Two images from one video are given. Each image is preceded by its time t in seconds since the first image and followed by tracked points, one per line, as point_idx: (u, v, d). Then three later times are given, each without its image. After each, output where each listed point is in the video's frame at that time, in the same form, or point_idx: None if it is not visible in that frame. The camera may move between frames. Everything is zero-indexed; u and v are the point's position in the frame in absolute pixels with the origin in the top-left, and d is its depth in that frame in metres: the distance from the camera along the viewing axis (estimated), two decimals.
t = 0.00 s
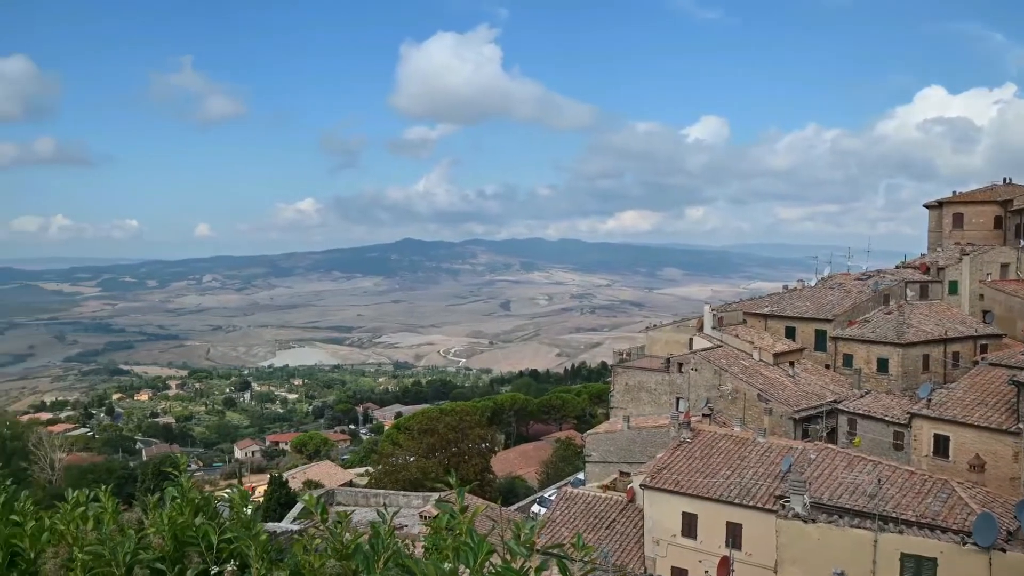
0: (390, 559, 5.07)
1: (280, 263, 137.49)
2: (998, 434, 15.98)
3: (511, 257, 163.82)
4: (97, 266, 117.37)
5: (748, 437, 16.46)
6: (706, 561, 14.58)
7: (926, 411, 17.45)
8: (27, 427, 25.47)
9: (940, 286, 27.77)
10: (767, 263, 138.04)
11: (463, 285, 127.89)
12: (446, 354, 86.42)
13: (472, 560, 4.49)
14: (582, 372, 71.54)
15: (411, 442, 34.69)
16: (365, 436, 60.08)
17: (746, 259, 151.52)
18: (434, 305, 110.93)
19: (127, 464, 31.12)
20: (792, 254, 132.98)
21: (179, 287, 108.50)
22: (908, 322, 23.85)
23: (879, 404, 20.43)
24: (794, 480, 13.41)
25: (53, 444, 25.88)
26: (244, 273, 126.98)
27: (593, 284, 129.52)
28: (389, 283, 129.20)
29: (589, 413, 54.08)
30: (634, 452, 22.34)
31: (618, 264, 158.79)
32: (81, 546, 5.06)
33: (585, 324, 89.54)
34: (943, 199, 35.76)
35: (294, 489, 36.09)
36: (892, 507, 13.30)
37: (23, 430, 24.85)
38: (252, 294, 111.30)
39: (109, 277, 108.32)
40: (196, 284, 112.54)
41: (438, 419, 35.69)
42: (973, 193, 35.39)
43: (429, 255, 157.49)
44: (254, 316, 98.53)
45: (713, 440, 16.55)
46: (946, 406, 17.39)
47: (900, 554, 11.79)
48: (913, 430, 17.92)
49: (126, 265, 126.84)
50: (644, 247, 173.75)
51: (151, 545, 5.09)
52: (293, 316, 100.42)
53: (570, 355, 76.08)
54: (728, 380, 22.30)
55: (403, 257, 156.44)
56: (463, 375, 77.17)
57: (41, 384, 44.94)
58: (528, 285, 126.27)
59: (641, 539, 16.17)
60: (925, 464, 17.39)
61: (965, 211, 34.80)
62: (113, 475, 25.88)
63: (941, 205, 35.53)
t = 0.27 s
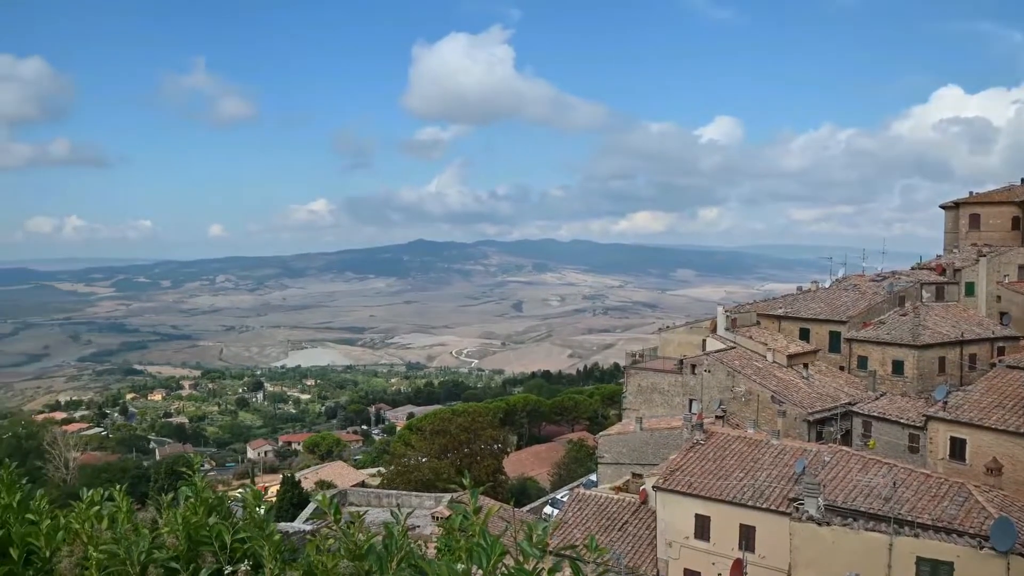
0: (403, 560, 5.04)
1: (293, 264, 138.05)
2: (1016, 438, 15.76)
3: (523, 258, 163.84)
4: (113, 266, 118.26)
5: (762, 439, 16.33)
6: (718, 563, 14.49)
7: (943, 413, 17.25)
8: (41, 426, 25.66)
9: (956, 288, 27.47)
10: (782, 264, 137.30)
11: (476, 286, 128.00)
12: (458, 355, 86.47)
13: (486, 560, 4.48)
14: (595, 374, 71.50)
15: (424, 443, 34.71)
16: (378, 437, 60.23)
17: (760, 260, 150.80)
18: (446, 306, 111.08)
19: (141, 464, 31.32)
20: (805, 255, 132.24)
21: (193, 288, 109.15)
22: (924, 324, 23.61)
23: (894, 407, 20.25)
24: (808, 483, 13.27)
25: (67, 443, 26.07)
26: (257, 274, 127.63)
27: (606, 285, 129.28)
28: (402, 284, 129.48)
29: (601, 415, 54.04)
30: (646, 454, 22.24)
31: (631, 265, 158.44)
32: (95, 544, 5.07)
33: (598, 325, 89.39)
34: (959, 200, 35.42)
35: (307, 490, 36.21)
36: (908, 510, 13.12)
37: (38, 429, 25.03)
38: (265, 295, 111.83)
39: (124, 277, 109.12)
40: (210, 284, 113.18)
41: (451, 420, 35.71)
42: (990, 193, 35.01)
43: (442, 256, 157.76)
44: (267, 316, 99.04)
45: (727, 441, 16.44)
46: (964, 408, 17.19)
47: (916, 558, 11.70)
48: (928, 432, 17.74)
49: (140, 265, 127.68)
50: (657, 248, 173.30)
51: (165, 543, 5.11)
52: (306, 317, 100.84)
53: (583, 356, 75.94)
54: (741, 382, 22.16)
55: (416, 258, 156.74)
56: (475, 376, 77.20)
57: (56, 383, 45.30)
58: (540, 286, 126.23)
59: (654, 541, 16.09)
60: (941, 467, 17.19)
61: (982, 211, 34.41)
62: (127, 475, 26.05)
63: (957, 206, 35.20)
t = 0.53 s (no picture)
0: (417, 560, 5.00)
1: (307, 265, 138.52)
2: None
3: (536, 259, 163.63)
4: (128, 267, 119.04)
5: (776, 441, 16.18)
6: (732, 566, 14.36)
7: (960, 416, 17.04)
8: (56, 425, 25.78)
9: (973, 289, 27.15)
10: (797, 265, 136.37)
11: (489, 287, 127.95)
12: (471, 356, 86.38)
13: (499, 562, 4.44)
14: (608, 375, 71.25)
15: (436, 444, 34.68)
16: (391, 438, 60.24)
17: (775, 261, 149.86)
18: (459, 307, 111.07)
19: (155, 463, 31.46)
20: (820, 255, 131.32)
21: (207, 288, 109.69)
22: (941, 325, 23.34)
23: (911, 409, 20.03)
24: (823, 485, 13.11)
25: (82, 443, 26.21)
26: (270, 274, 128.12)
27: (619, 286, 128.89)
28: (415, 285, 129.65)
29: (614, 416, 53.85)
30: (660, 456, 22.11)
31: (645, 266, 157.89)
32: (111, 544, 5.07)
33: (611, 326, 89.08)
34: (977, 200, 35.02)
35: (320, 490, 36.25)
36: (925, 514, 12.95)
37: (53, 428, 25.17)
38: (279, 296, 112.28)
39: (139, 277, 109.78)
40: (224, 285, 113.70)
41: (464, 421, 35.66)
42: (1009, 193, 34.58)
43: (455, 257, 157.84)
44: (281, 317, 99.40)
45: (740, 443, 16.31)
46: (982, 411, 16.97)
47: (933, 562, 11.84)
48: (945, 435, 17.52)
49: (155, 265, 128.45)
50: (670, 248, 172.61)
51: (179, 544, 5.10)
52: (319, 317, 101.12)
53: (596, 357, 75.65)
54: (756, 384, 21.99)
55: (429, 259, 156.86)
56: (488, 377, 77.12)
57: (71, 383, 45.57)
58: (553, 287, 126.01)
59: (667, 543, 15.99)
60: (958, 470, 16.96)
61: (1000, 212, 34.00)
62: (141, 474, 26.16)
63: (974, 206, 34.80)
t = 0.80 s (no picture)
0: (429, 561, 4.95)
1: (319, 266, 139.01)
2: None
3: (548, 259, 163.57)
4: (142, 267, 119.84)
5: (789, 443, 16.05)
6: (745, 568, 14.26)
7: (976, 418, 16.84)
8: (70, 424, 25.98)
9: (989, 290, 26.87)
10: (810, 266, 135.64)
11: (500, 288, 127.95)
12: (483, 356, 86.37)
13: (511, 563, 4.39)
14: (620, 376, 71.12)
15: (448, 444, 34.68)
16: (402, 438, 60.32)
17: (788, 262, 149.12)
18: (471, 308, 111.13)
19: (168, 463, 31.67)
20: (834, 256, 130.47)
21: (220, 288, 110.24)
22: (956, 327, 23.11)
23: (925, 411, 19.83)
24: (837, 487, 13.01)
25: (96, 442, 26.40)
26: (282, 275, 128.63)
27: (631, 287, 128.60)
28: (426, 285, 129.83)
29: (626, 417, 53.73)
30: (672, 457, 21.98)
31: (657, 266, 157.49)
32: (125, 542, 5.03)
33: (623, 327, 88.86)
34: (993, 201, 34.63)
35: (331, 490, 36.34)
36: (940, 517, 12.81)
37: (67, 427, 25.36)
38: (291, 296, 112.72)
39: (152, 278, 110.51)
40: (237, 285, 114.28)
41: (475, 422, 35.66)
42: None
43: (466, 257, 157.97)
44: (293, 317, 99.80)
45: (753, 445, 16.19)
46: (997, 413, 16.77)
47: (948, 565, 11.64)
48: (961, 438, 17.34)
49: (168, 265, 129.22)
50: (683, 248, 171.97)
51: (192, 543, 5.07)
52: (331, 318, 101.45)
53: (608, 357, 75.44)
54: (768, 385, 21.84)
55: (440, 259, 157.05)
56: (500, 378, 77.11)
57: (85, 382, 45.85)
58: (565, 288, 125.87)
59: (679, 545, 15.89)
60: (974, 473, 16.78)
61: (1016, 213, 33.63)
62: (154, 473, 26.31)
63: (990, 207, 34.45)
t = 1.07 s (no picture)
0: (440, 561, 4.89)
1: (330, 266, 139.39)
2: None
3: (559, 259, 163.40)
4: (155, 267, 120.56)
5: (802, 444, 15.92)
6: (756, 570, 14.14)
7: (991, 420, 16.66)
8: (83, 424, 26.17)
9: (1005, 291, 26.57)
10: (823, 266, 134.86)
11: (511, 288, 127.88)
12: (494, 357, 86.29)
13: (522, 563, 4.34)
14: (631, 377, 70.96)
15: (459, 444, 34.67)
16: (413, 438, 60.38)
17: (801, 262, 148.32)
18: (482, 308, 111.13)
19: (180, 463, 31.89)
20: (847, 255, 129.58)
21: (232, 288, 110.72)
22: (971, 328, 22.87)
23: (940, 413, 19.62)
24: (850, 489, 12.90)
25: (108, 441, 26.58)
26: (294, 275, 129.14)
27: (643, 287, 128.25)
28: (437, 286, 129.94)
29: (637, 418, 53.59)
30: (684, 458, 21.87)
31: (669, 266, 157.00)
32: (137, 541, 5.00)
33: (635, 327, 88.61)
34: (1009, 200, 34.26)
35: (343, 490, 36.41)
36: (955, 519, 12.66)
37: (80, 426, 25.54)
38: (302, 296, 113.09)
39: (165, 278, 111.16)
40: (249, 285, 114.77)
41: (486, 422, 35.64)
42: None
43: (477, 258, 158.01)
44: (304, 317, 100.12)
45: (765, 446, 16.06)
46: (1013, 415, 16.59)
47: (962, 568, 11.52)
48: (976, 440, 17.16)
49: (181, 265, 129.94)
50: (695, 248, 171.35)
51: (204, 542, 5.04)
52: (343, 318, 101.73)
53: (619, 357, 75.21)
54: (781, 386, 21.69)
55: (451, 259, 157.23)
56: (511, 378, 77.08)
57: (97, 382, 46.11)
58: (576, 288, 125.65)
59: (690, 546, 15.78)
60: (989, 475, 16.58)
61: None
62: (166, 472, 26.43)
63: (1005, 207, 34.09)
